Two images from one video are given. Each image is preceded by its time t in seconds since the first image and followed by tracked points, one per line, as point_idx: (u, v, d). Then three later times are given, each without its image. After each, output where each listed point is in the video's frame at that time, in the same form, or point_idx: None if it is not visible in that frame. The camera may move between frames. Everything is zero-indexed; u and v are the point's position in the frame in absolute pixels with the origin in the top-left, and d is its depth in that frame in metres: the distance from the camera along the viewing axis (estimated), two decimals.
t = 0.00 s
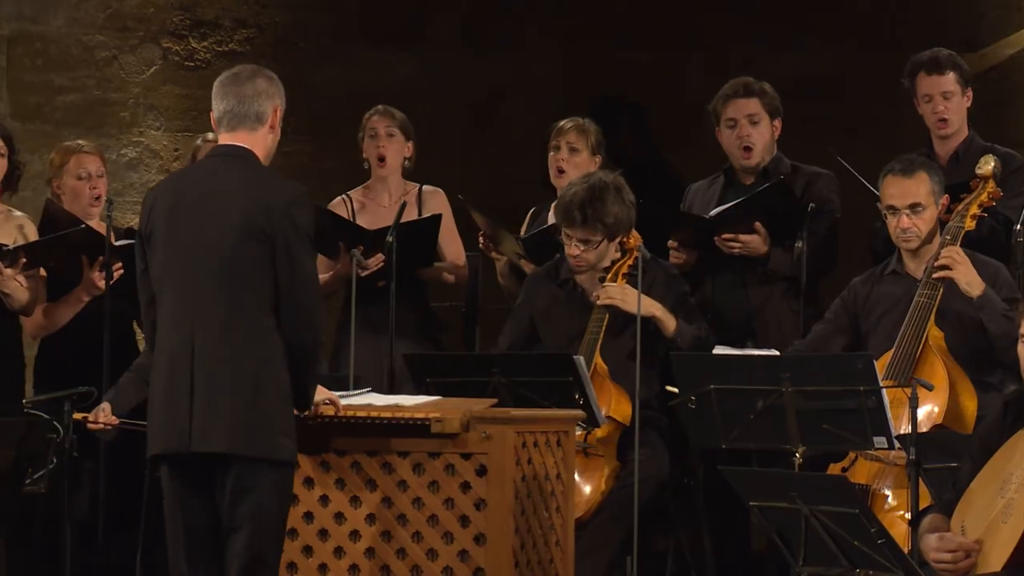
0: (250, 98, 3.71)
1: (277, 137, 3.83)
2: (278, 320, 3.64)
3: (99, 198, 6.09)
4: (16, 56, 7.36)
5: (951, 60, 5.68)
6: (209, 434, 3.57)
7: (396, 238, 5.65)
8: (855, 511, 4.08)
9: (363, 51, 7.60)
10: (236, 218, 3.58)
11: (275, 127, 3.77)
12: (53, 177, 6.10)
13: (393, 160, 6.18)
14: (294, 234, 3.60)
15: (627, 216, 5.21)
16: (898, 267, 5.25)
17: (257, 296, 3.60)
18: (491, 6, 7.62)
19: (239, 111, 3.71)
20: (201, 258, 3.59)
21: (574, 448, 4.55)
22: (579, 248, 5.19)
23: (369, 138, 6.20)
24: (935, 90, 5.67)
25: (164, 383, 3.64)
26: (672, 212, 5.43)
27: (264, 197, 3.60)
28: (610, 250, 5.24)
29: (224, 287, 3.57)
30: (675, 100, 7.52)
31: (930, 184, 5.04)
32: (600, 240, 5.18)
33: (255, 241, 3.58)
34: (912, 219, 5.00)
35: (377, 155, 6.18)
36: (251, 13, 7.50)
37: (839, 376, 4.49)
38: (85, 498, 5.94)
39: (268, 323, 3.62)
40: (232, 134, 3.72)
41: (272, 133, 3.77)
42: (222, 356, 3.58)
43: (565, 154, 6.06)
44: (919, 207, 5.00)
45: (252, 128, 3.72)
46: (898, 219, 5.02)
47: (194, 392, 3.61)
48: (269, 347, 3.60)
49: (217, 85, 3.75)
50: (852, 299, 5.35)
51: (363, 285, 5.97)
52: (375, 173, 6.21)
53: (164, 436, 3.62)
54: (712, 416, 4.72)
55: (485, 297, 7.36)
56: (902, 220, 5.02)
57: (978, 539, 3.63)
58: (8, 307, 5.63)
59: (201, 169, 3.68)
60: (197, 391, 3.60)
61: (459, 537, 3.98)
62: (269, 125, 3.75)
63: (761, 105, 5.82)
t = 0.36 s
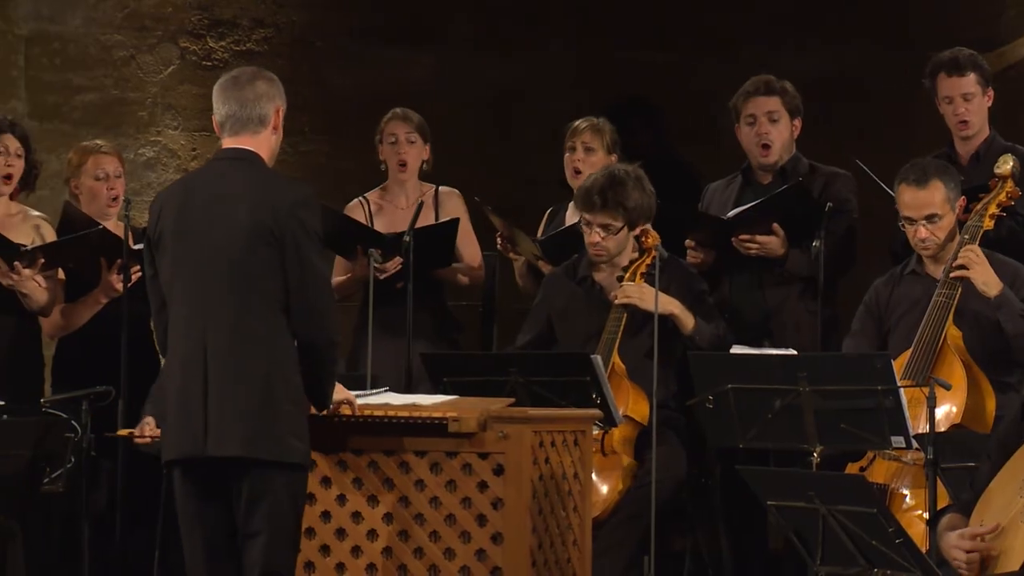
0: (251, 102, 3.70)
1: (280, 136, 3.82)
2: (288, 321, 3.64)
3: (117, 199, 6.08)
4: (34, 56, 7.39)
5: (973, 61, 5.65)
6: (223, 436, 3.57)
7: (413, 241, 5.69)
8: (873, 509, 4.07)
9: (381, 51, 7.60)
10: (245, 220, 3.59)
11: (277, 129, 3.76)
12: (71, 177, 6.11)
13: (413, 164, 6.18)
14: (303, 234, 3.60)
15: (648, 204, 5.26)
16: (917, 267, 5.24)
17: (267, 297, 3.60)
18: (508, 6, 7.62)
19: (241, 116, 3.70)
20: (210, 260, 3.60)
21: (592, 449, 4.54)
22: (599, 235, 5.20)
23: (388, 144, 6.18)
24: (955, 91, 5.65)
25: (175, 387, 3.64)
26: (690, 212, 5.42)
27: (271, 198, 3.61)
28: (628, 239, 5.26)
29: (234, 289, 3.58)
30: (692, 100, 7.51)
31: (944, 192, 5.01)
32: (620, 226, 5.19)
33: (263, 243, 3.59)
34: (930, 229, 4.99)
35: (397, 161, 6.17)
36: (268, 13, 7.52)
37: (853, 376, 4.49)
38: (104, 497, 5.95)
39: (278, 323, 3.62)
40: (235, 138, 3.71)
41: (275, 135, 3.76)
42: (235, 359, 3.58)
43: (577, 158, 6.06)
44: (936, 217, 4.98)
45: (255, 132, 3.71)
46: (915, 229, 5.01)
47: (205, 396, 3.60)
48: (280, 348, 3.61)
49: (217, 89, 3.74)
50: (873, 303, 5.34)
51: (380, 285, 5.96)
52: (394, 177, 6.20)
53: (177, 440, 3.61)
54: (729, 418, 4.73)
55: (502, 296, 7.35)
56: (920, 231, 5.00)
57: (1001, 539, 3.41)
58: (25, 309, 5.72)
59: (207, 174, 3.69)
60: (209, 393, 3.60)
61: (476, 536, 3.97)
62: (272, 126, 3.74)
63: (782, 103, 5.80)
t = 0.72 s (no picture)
0: (271, 98, 3.70)
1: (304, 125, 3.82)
2: (310, 317, 3.64)
3: (133, 196, 6.09)
4: (51, 55, 7.30)
5: (992, 58, 5.66)
6: (243, 432, 3.57)
7: (429, 239, 5.67)
8: (890, 510, 4.07)
9: (397, 50, 7.63)
10: (267, 216, 3.58)
11: (300, 121, 3.76)
12: (88, 176, 6.12)
13: (428, 157, 6.17)
14: (326, 231, 3.59)
15: (666, 198, 5.27)
16: (933, 266, 5.24)
17: (289, 293, 3.59)
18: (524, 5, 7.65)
19: (262, 112, 3.70)
20: (233, 256, 3.59)
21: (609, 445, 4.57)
22: (618, 226, 5.19)
23: (402, 140, 6.16)
24: (975, 88, 5.66)
25: (195, 381, 3.64)
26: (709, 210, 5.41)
27: (294, 194, 3.60)
28: (645, 232, 5.27)
29: (256, 285, 3.58)
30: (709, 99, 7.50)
31: (962, 191, 5.00)
32: (639, 216, 5.19)
33: (286, 240, 3.58)
34: (947, 228, 4.98)
35: (410, 156, 6.16)
36: (284, 12, 7.54)
37: (870, 375, 4.50)
38: (121, 496, 5.96)
39: (300, 319, 3.62)
40: (257, 134, 3.71)
41: (298, 127, 3.76)
42: (256, 355, 3.58)
43: (598, 158, 6.06)
44: (953, 216, 4.97)
45: (277, 127, 3.71)
46: (932, 228, 5.00)
47: (226, 391, 3.60)
48: (302, 345, 3.60)
49: (238, 84, 3.74)
50: (891, 303, 5.33)
51: (397, 283, 5.97)
52: (408, 171, 6.20)
53: (198, 435, 3.62)
54: (745, 418, 4.72)
55: (518, 295, 7.36)
56: (937, 230, 5.00)
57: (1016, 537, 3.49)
58: (43, 306, 5.81)
59: (230, 169, 3.68)
60: (229, 388, 3.60)
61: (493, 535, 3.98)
62: (294, 120, 3.74)
63: (801, 103, 5.79)
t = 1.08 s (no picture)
0: (311, 96, 3.69)
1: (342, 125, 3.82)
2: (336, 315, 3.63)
3: (149, 195, 6.09)
4: (66, 54, 7.25)
5: (1014, 55, 5.63)
6: (262, 427, 3.57)
7: (443, 238, 5.66)
8: (905, 509, 4.08)
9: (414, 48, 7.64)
10: (300, 212, 3.58)
11: (338, 120, 3.76)
12: (104, 174, 6.14)
13: (442, 153, 6.16)
14: (357, 229, 3.59)
15: (685, 192, 5.29)
16: (948, 264, 5.23)
17: (317, 290, 3.59)
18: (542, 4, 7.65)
19: (302, 110, 3.69)
20: (261, 250, 3.59)
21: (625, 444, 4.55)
22: (637, 218, 5.21)
23: (417, 137, 6.16)
24: (993, 84, 5.63)
25: (216, 373, 3.63)
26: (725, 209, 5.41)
27: (327, 191, 3.59)
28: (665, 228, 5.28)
29: (284, 280, 3.57)
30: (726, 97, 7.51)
31: (980, 186, 5.00)
32: (658, 208, 5.21)
33: (316, 236, 3.58)
34: (963, 222, 4.97)
35: (424, 153, 6.16)
36: (300, 11, 7.55)
37: (884, 375, 4.49)
38: (137, 493, 5.97)
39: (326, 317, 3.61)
40: (295, 130, 3.71)
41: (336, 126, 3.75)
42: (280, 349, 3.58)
43: (613, 156, 6.05)
44: (969, 209, 4.97)
45: (315, 125, 3.71)
46: (949, 222, 4.99)
47: (247, 384, 3.60)
48: (327, 343, 3.60)
49: (278, 79, 3.73)
50: (905, 303, 5.32)
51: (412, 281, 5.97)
52: (422, 168, 6.20)
53: (215, 428, 3.61)
54: (763, 418, 4.69)
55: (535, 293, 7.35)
56: (953, 223, 4.99)
57: None
58: (60, 304, 5.83)
59: (263, 163, 3.68)
60: (250, 381, 3.59)
61: (508, 534, 3.99)
62: (332, 119, 3.74)
63: (817, 104, 5.76)
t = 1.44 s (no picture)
0: (345, 104, 3.71)
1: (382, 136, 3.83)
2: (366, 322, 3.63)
3: (165, 197, 6.10)
4: (83, 53, 7.21)
5: None
6: (284, 430, 3.58)
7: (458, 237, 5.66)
8: (921, 508, 4.09)
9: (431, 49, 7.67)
10: (329, 217, 3.58)
11: (375, 129, 3.76)
12: (120, 175, 6.14)
13: (462, 157, 6.16)
14: (386, 236, 3.58)
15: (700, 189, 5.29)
16: (965, 263, 5.22)
17: (345, 296, 3.59)
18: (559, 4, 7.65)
19: (336, 119, 3.71)
20: (291, 254, 3.61)
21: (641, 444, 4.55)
22: (653, 217, 5.20)
23: (436, 140, 6.15)
24: (1011, 83, 5.56)
25: (245, 375, 3.66)
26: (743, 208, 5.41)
27: (358, 197, 3.59)
28: (681, 226, 5.26)
29: (311, 284, 3.58)
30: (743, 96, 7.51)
31: (998, 183, 5.00)
32: (674, 207, 5.19)
33: (345, 242, 3.58)
34: (980, 218, 4.95)
35: (445, 156, 6.15)
36: (316, 10, 7.58)
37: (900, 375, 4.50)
38: (153, 493, 5.98)
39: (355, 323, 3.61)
40: (331, 139, 3.73)
41: (372, 136, 3.76)
42: (305, 354, 3.58)
43: (631, 156, 6.05)
44: (987, 205, 4.96)
45: (349, 134, 3.72)
46: (966, 218, 4.97)
47: (273, 387, 3.61)
48: (354, 349, 3.60)
49: (315, 89, 3.75)
50: (920, 302, 5.32)
51: (429, 281, 5.97)
52: (442, 172, 6.20)
53: (243, 429, 3.63)
54: (778, 416, 4.69)
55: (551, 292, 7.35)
56: (970, 219, 4.96)
57: None
58: (77, 303, 5.84)
59: (298, 169, 3.70)
60: (276, 385, 3.61)
61: (524, 533, 4.00)
62: (368, 128, 3.74)
63: (833, 105, 5.74)
